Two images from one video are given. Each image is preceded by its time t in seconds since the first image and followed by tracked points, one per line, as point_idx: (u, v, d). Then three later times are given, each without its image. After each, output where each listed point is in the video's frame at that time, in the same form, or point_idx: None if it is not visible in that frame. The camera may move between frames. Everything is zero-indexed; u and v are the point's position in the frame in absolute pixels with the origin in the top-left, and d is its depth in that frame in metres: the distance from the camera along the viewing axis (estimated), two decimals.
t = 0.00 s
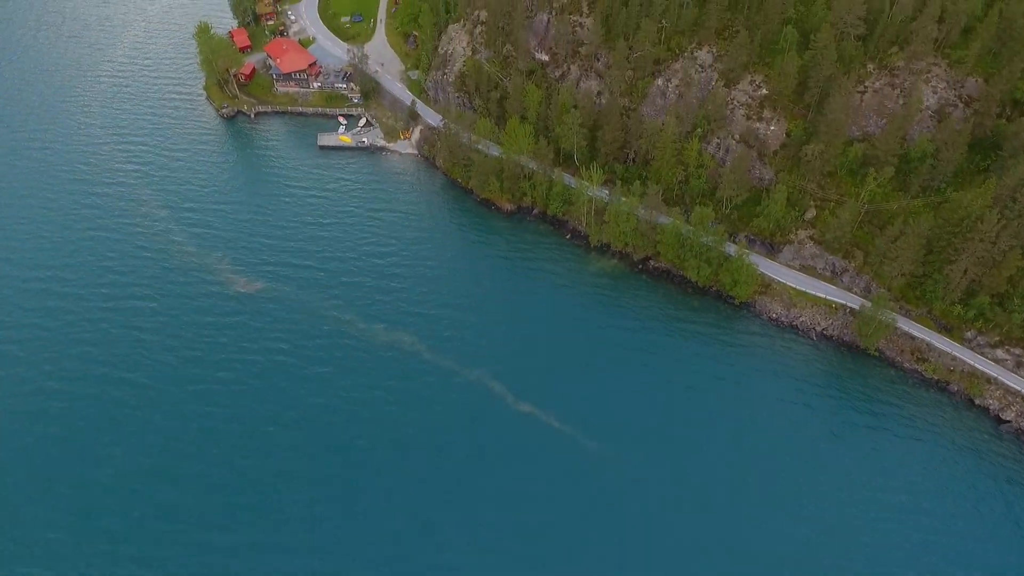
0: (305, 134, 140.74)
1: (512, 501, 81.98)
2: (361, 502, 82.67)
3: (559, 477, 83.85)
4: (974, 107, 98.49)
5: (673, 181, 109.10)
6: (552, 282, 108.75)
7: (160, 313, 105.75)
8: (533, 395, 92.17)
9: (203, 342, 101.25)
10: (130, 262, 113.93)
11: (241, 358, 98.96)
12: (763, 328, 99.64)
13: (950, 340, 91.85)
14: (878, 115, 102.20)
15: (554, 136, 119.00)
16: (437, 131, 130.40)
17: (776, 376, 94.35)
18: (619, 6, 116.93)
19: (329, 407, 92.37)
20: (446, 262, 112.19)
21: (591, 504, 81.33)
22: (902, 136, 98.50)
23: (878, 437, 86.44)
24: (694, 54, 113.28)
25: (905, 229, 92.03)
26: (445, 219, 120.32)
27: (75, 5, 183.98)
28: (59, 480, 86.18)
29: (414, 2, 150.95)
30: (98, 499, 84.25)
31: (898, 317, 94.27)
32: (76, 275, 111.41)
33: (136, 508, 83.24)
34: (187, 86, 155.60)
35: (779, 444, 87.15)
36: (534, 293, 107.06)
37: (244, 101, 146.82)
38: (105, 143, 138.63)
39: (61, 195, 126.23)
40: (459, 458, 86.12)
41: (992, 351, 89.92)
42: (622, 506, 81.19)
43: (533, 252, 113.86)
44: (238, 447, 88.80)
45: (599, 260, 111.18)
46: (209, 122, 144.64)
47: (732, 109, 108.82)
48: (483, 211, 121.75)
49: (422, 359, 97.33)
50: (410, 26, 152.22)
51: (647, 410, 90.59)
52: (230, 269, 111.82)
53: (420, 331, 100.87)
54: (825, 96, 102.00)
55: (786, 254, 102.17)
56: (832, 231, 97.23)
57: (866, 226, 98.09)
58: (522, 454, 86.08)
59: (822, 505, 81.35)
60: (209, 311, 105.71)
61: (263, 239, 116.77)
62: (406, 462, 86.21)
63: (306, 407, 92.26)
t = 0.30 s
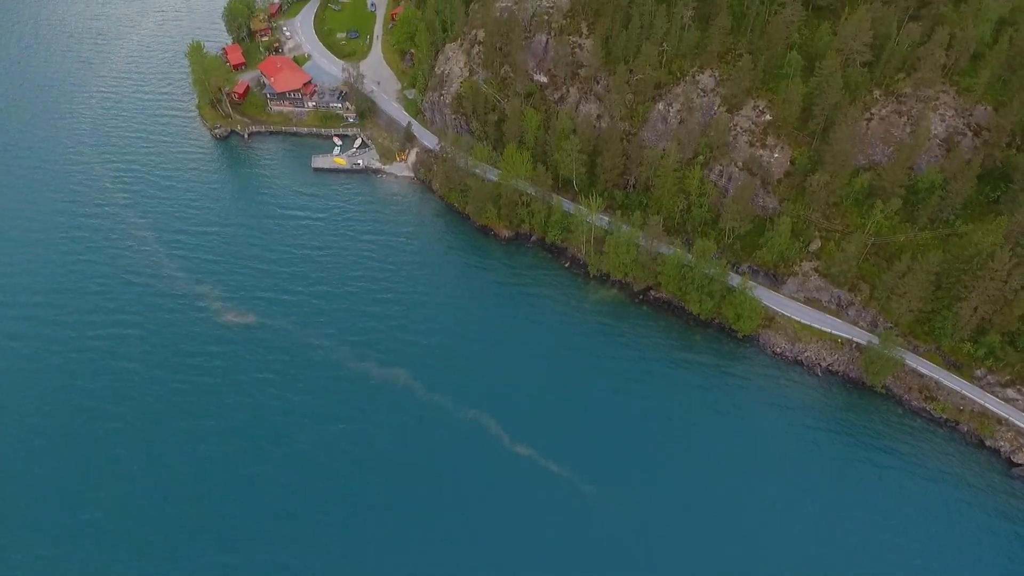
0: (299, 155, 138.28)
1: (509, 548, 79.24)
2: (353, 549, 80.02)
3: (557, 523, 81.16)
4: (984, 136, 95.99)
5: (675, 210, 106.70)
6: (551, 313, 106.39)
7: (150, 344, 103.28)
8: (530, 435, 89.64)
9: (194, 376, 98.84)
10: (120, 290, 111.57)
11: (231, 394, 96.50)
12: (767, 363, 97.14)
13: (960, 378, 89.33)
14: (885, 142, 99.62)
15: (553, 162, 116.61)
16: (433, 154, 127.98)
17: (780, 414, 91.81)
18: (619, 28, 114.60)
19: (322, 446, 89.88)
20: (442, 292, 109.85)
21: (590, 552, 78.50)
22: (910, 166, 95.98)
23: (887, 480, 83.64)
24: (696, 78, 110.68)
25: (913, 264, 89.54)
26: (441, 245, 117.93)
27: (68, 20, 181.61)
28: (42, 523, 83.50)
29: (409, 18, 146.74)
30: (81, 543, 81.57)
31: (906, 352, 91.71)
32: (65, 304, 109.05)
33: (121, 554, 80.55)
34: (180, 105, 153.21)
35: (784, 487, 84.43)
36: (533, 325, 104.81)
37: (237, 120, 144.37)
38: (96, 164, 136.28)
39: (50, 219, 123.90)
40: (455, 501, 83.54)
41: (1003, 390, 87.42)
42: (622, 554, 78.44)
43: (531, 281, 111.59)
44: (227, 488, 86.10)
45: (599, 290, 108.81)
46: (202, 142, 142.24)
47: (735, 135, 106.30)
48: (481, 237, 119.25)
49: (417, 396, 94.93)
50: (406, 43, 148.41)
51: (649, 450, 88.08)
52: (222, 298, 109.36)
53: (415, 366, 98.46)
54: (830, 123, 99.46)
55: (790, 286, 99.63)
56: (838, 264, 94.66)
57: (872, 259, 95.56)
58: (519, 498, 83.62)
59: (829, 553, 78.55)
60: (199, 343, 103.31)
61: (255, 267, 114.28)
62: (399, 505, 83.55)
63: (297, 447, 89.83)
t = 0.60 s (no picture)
0: (295, 177, 135.68)
1: None
2: None
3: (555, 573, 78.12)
4: (997, 168, 92.98)
5: (678, 241, 103.94)
6: (550, 346, 103.63)
7: (137, 377, 100.42)
8: (528, 478, 86.80)
9: (183, 412, 95.98)
10: (109, 320, 108.87)
11: (221, 430, 93.69)
12: (772, 402, 94.19)
13: (972, 421, 86.39)
14: (894, 173, 96.65)
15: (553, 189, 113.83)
16: (431, 177, 125.28)
17: (787, 456, 88.81)
18: (621, 52, 112.00)
19: (313, 487, 86.96)
20: (439, 323, 107.18)
21: None
22: (921, 199, 93.03)
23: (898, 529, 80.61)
24: (700, 103, 107.81)
25: (925, 303, 86.58)
26: (439, 273, 115.22)
27: (62, 34, 179.08)
28: (21, 567, 80.45)
29: (408, 37, 144.51)
30: None
31: (917, 394, 88.75)
32: (53, 334, 106.37)
33: None
34: (174, 123, 150.60)
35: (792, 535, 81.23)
36: (531, 359, 102.00)
37: (232, 140, 141.90)
38: (88, 186, 133.67)
39: (40, 243, 121.26)
40: (449, 549, 80.51)
41: (1018, 435, 84.42)
42: None
43: (531, 312, 108.71)
44: (214, 531, 83.12)
45: (599, 322, 105.98)
46: (196, 163, 139.67)
47: (740, 163, 103.32)
48: (479, 265, 116.48)
49: (412, 435, 92.19)
50: (405, 62, 145.59)
51: (652, 495, 84.98)
52: (213, 328, 106.68)
53: (410, 403, 95.73)
54: (839, 153, 96.44)
55: (797, 321, 96.61)
56: (846, 300, 91.67)
57: (881, 295, 92.64)
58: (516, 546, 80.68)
59: None
60: (189, 377, 100.44)
61: (248, 295, 111.46)
62: (392, 552, 80.50)
63: (288, 488, 86.94)
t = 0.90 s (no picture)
0: (294, 199, 133.33)
1: None
2: None
3: None
4: (1016, 205, 89.82)
5: (683, 276, 101.16)
6: (551, 382, 101.00)
7: (129, 412, 98.19)
8: (527, 527, 84.16)
9: (174, 449, 93.66)
10: (102, 350, 106.76)
11: (212, 468, 91.34)
12: (780, 444, 91.22)
13: (989, 470, 83.21)
14: (908, 209, 93.58)
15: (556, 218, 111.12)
16: (432, 203, 122.73)
17: (795, 502, 85.52)
18: (627, 77, 109.32)
19: (305, 532, 84.50)
20: (438, 356, 104.73)
21: None
22: (936, 237, 89.98)
23: None
24: (708, 131, 104.93)
25: (940, 347, 83.44)
26: (438, 303, 112.74)
27: (63, 47, 177.34)
28: None
29: (408, 57, 141.37)
30: None
31: (930, 439, 85.69)
32: (44, 365, 104.34)
33: None
34: (173, 141, 148.60)
35: None
36: (532, 396, 99.40)
37: (231, 160, 139.70)
38: (84, 207, 131.76)
39: (34, 268, 119.34)
40: None
41: None
42: None
43: (531, 345, 106.15)
44: None
45: (602, 358, 103.41)
46: (194, 183, 137.62)
47: (748, 196, 100.43)
48: (480, 295, 113.90)
49: (408, 478, 89.71)
50: (406, 81, 142.77)
51: (656, 544, 82.24)
52: (207, 359, 104.48)
53: (406, 443, 93.36)
54: (851, 187, 93.44)
55: (806, 360, 93.58)
56: (858, 342, 88.63)
57: (893, 335, 89.57)
58: None
59: None
60: (181, 411, 98.24)
61: (243, 324, 109.18)
62: None
63: (279, 532, 84.47)
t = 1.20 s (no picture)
0: (294, 221, 130.92)
1: None
2: None
3: None
4: None
5: (691, 313, 97.96)
6: (553, 421, 98.20)
7: (121, 447, 96.09)
8: None
9: (165, 488, 91.28)
10: (96, 380, 104.76)
11: (203, 509, 88.99)
12: (790, 493, 87.87)
13: (1009, 527, 79.47)
14: (926, 247, 89.92)
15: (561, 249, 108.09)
16: (434, 229, 119.97)
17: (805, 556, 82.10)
18: (635, 104, 106.27)
19: None
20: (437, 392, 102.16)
21: None
22: (955, 279, 86.32)
23: None
24: (718, 162, 101.77)
25: (959, 398, 79.85)
26: (439, 334, 110.24)
27: (66, 60, 175.78)
28: None
29: (411, 77, 139.15)
30: None
31: (948, 492, 82.12)
32: (36, 396, 102.33)
33: None
34: (174, 159, 146.47)
35: None
36: (533, 436, 96.60)
37: (231, 181, 137.52)
38: (82, 228, 129.71)
39: (29, 292, 117.38)
40: None
41: None
42: None
43: (533, 381, 103.39)
44: None
45: (606, 395, 100.46)
46: (194, 204, 135.33)
47: (759, 230, 97.12)
48: (482, 326, 111.09)
49: (404, 523, 87.15)
50: (409, 101, 139.50)
51: None
52: (201, 392, 102.31)
53: (403, 485, 90.79)
54: (866, 226, 89.96)
55: (817, 404, 90.21)
56: (872, 389, 85.05)
57: (909, 381, 86.07)
58: None
59: None
60: (174, 447, 96.01)
61: (239, 355, 106.99)
62: None
63: None
